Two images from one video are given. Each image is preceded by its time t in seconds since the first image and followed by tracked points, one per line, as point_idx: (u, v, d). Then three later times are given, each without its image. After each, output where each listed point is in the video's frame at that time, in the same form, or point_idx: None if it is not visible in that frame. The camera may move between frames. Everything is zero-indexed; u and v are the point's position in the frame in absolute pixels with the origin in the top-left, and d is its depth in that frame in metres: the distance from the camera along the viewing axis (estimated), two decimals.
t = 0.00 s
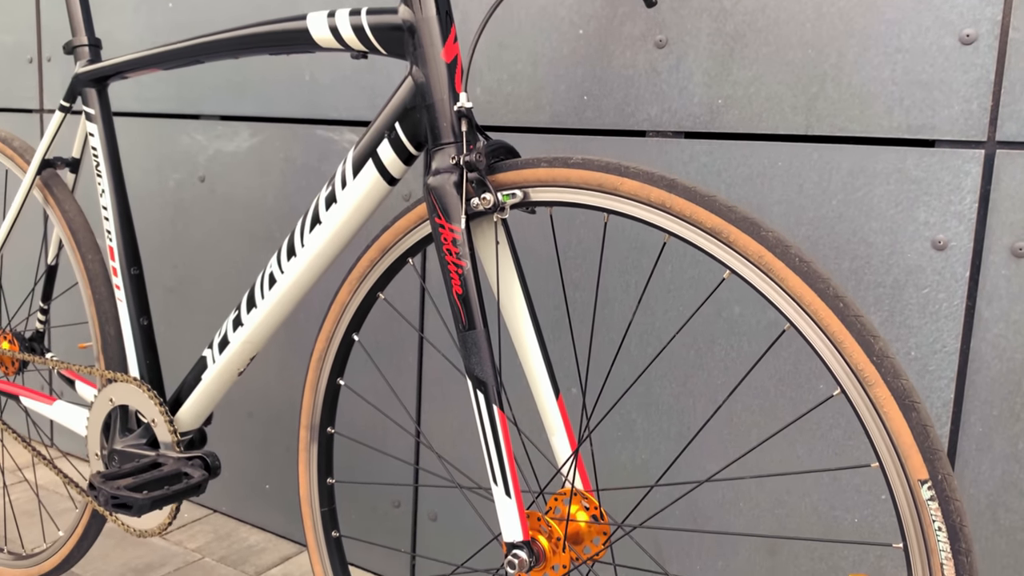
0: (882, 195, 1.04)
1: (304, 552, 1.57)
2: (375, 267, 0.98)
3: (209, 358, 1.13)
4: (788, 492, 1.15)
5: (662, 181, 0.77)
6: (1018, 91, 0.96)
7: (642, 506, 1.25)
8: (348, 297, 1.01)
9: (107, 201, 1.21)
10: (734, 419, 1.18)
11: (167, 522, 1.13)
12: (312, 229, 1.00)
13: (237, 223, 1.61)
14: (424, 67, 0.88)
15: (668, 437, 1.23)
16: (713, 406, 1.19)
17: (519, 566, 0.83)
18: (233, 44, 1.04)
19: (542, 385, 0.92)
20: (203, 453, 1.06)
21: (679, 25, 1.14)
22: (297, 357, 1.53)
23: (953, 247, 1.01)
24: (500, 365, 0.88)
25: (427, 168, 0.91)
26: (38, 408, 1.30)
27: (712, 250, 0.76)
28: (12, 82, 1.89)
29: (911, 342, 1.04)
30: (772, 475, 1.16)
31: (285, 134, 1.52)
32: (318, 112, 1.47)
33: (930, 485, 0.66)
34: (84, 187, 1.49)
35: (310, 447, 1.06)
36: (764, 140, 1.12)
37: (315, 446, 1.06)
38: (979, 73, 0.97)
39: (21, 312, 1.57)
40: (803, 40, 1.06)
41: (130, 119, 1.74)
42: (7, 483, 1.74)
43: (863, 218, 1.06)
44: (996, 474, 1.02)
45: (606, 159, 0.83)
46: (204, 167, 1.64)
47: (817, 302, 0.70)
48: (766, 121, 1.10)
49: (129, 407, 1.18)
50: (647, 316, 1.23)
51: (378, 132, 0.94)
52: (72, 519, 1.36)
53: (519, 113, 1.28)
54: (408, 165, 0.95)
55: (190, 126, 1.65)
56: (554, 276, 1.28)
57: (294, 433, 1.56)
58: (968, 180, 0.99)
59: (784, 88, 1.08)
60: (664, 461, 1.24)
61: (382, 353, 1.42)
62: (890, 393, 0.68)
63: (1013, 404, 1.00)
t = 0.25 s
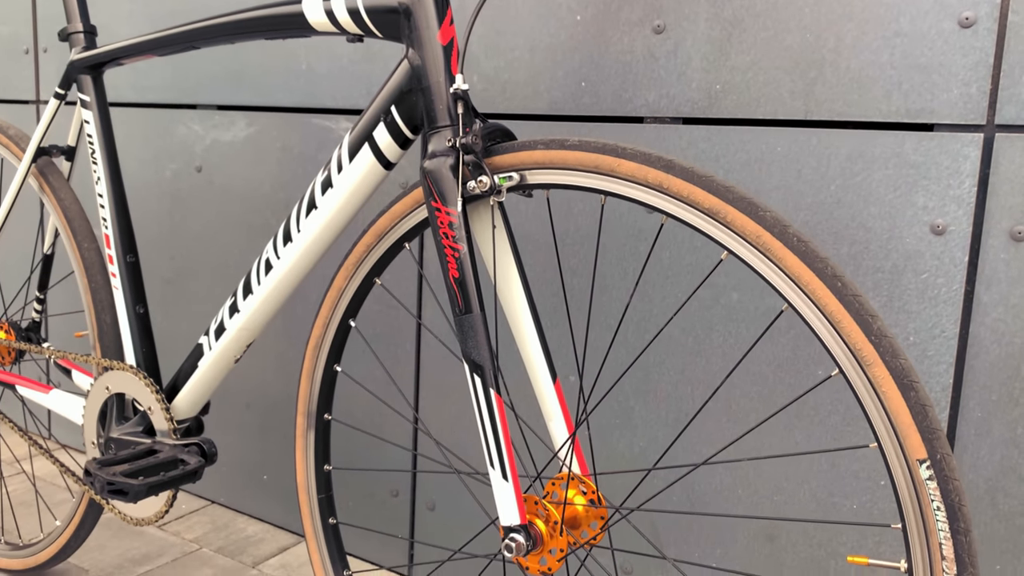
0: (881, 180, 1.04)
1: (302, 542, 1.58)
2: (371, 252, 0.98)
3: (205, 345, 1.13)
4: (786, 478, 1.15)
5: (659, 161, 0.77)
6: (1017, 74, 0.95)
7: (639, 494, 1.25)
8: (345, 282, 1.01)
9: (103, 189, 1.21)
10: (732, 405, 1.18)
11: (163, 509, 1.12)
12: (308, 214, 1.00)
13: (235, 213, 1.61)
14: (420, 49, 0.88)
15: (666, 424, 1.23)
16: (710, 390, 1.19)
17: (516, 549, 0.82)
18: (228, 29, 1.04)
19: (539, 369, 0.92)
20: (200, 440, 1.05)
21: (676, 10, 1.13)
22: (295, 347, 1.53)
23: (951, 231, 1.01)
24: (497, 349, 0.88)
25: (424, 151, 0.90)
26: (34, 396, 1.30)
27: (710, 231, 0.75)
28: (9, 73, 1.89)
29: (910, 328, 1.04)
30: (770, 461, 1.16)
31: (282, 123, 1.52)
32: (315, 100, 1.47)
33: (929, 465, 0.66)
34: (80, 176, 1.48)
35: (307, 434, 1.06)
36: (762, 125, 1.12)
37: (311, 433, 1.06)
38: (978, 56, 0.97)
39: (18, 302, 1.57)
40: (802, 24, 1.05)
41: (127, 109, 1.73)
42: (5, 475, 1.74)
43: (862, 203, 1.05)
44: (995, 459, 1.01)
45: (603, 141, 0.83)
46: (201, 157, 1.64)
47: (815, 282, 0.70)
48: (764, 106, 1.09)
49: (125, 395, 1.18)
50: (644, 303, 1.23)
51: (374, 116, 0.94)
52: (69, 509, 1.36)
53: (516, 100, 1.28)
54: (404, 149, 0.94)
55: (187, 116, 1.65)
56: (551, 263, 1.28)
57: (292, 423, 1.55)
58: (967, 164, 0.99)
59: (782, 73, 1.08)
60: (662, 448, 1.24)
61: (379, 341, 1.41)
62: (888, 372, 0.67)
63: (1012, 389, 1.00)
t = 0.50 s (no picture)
0: (879, 166, 1.03)
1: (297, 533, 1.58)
2: (365, 237, 0.97)
3: (199, 332, 1.12)
4: (782, 467, 1.14)
5: (654, 143, 0.76)
6: (1016, 59, 0.94)
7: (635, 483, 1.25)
8: (338, 268, 1.00)
9: (95, 176, 1.20)
10: (729, 394, 1.17)
11: (156, 497, 1.11)
12: (302, 199, 0.99)
13: (230, 203, 1.61)
14: (414, 31, 0.87)
15: (662, 413, 1.23)
16: (705, 374, 1.19)
17: (510, 535, 0.82)
18: (221, 13, 1.03)
19: (534, 355, 0.91)
20: (193, 427, 1.05)
21: None
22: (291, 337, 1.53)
23: (949, 218, 1.00)
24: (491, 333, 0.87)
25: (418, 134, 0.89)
26: (28, 385, 1.30)
27: (705, 213, 0.74)
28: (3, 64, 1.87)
29: (907, 315, 1.04)
30: (766, 450, 1.15)
31: (277, 112, 1.52)
32: (310, 89, 1.46)
33: (925, 448, 0.65)
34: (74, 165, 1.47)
35: (300, 421, 1.05)
36: (759, 112, 1.11)
37: (305, 421, 1.05)
38: (976, 40, 0.96)
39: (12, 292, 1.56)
40: (800, 9, 1.05)
41: (122, 99, 1.73)
42: None
43: (859, 189, 1.04)
44: (993, 447, 1.01)
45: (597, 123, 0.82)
46: (196, 147, 1.64)
47: (811, 264, 0.69)
48: (762, 93, 1.09)
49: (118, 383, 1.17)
50: (641, 292, 1.22)
51: (368, 99, 0.93)
52: (62, 499, 1.36)
53: (512, 87, 1.27)
54: (398, 133, 0.93)
55: (182, 105, 1.64)
56: (547, 252, 1.27)
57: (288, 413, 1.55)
58: (966, 150, 0.98)
59: (780, 59, 1.07)
60: (658, 437, 1.23)
61: (374, 330, 1.41)
62: (885, 354, 0.66)
63: (1010, 376, 0.99)
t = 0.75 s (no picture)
0: (877, 156, 1.03)
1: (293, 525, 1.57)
2: (360, 226, 0.96)
3: (193, 321, 1.11)
4: (779, 458, 1.14)
5: (651, 128, 0.75)
6: (1016, 47, 0.94)
7: (631, 474, 1.25)
8: (333, 257, 0.99)
9: (90, 164, 1.20)
10: (725, 385, 1.17)
11: (150, 487, 1.10)
12: (296, 187, 0.98)
13: (226, 194, 1.61)
14: (409, 16, 0.86)
15: (659, 404, 1.22)
16: (701, 364, 1.18)
17: (504, 523, 0.81)
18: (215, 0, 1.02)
19: (529, 344, 0.91)
20: (186, 417, 1.04)
21: None
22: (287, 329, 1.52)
23: (948, 207, 0.99)
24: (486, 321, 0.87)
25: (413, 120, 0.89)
26: (22, 375, 1.29)
27: (702, 198, 0.74)
28: None
29: (905, 306, 1.03)
30: (763, 442, 1.15)
31: (273, 102, 1.52)
32: (306, 79, 1.46)
33: (923, 435, 0.64)
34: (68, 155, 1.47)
35: (295, 411, 1.05)
36: (757, 101, 1.10)
37: (300, 410, 1.05)
38: (976, 29, 0.95)
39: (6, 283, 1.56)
40: None
41: (119, 89, 1.73)
42: None
43: (858, 179, 1.04)
44: (991, 438, 1.01)
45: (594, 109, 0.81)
46: (192, 138, 1.64)
47: (808, 249, 0.68)
48: (760, 82, 1.08)
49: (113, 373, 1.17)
50: (638, 283, 1.22)
51: (363, 86, 0.92)
52: (56, 491, 1.35)
53: (509, 77, 1.26)
54: (394, 119, 0.92)
55: (178, 96, 1.64)
56: (544, 243, 1.27)
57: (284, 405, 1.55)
58: (965, 139, 0.98)
59: (778, 48, 1.06)
60: (655, 429, 1.23)
61: (371, 322, 1.41)
62: (882, 340, 0.66)
63: (1009, 367, 0.99)
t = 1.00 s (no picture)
0: (877, 143, 1.02)
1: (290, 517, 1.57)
2: (356, 212, 0.96)
3: (189, 309, 1.11)
4: (778, 447, 1.14)
5: (650, 110, 0.74)
6: (1017, 33, 0.93)
7: (630, 463, 1.25)
8: (330, 243, 0.98)
9: (85, 152, 1.19)
10: (724, 375, 1.17)
11: (147, 476, 1.10)
12: (293, 172, 0.97)
13: (224, 184, 1.61)
14: None
15: (657, 394, 1.22)
16: (700, 352, 1.18)
17: (502, 509, 0.81)
18: None
19: (527, 330, 0.90)
20: (182, 404, 1.04)
21: None
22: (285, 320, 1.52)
23: (948, 194, 0.99)
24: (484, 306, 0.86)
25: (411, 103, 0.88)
26: (17, 365, 1.29)
27: (702, 181, 0.73)
28: None
29: (905, 293, 1.03)
30: (762, 431, 1.14)
31: (270, 92, 1.51)
32: (303, 69, 1.45)
33: (923, 417, 0.64)
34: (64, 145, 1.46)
35: (291, 399, 1.04)
36: (757, 89, 1.10)
37: (297, 398, 1.04)
38: (976, 14, 0.95)
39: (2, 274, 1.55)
40: None
41: (116, 80, 1.73)
42: None
43: (858, 166, 1.03)
44: (991, 426, 1.00)
45: (593, 91, 0.80)
46: (190, 128, 1.64)
47: (808, 231, 0.68)
48: (759, 69, 1.07)
49: (109, 361, 1.16)
50: (637, 271, 1.21)
51: (360, 70, 0.91)
52: (51, 482, 1.35)
53: (507, 65, 1.26)
54: (391, 104, 0.91)
55: (175, 87, 1.64)
56: (543, 232, 1.26)
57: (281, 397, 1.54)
58: (965, 125, 0.97)
59: (778, 34, 1.05)
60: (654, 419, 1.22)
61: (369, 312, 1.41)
62: (883, 321, 0.65)
63: (1009, 354, 0.98)
